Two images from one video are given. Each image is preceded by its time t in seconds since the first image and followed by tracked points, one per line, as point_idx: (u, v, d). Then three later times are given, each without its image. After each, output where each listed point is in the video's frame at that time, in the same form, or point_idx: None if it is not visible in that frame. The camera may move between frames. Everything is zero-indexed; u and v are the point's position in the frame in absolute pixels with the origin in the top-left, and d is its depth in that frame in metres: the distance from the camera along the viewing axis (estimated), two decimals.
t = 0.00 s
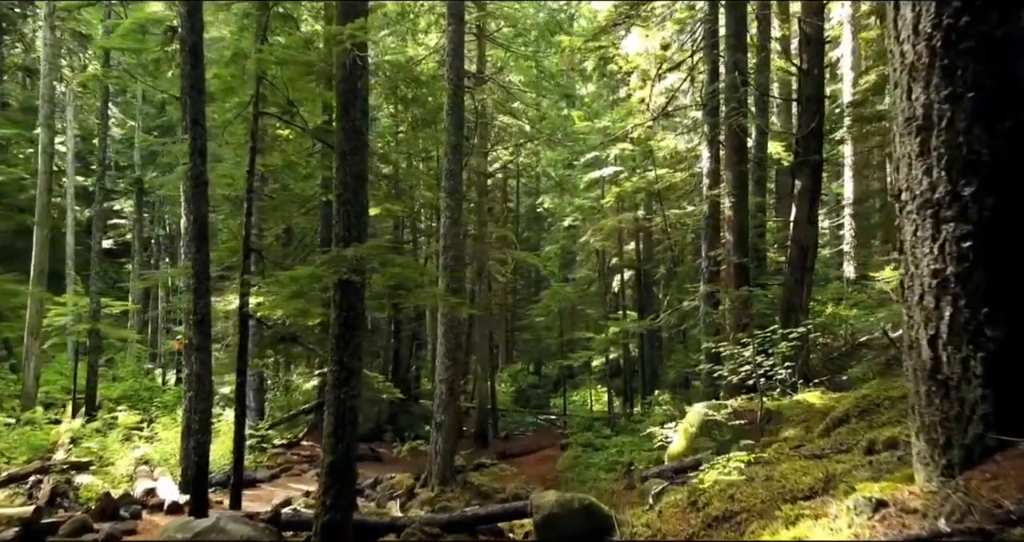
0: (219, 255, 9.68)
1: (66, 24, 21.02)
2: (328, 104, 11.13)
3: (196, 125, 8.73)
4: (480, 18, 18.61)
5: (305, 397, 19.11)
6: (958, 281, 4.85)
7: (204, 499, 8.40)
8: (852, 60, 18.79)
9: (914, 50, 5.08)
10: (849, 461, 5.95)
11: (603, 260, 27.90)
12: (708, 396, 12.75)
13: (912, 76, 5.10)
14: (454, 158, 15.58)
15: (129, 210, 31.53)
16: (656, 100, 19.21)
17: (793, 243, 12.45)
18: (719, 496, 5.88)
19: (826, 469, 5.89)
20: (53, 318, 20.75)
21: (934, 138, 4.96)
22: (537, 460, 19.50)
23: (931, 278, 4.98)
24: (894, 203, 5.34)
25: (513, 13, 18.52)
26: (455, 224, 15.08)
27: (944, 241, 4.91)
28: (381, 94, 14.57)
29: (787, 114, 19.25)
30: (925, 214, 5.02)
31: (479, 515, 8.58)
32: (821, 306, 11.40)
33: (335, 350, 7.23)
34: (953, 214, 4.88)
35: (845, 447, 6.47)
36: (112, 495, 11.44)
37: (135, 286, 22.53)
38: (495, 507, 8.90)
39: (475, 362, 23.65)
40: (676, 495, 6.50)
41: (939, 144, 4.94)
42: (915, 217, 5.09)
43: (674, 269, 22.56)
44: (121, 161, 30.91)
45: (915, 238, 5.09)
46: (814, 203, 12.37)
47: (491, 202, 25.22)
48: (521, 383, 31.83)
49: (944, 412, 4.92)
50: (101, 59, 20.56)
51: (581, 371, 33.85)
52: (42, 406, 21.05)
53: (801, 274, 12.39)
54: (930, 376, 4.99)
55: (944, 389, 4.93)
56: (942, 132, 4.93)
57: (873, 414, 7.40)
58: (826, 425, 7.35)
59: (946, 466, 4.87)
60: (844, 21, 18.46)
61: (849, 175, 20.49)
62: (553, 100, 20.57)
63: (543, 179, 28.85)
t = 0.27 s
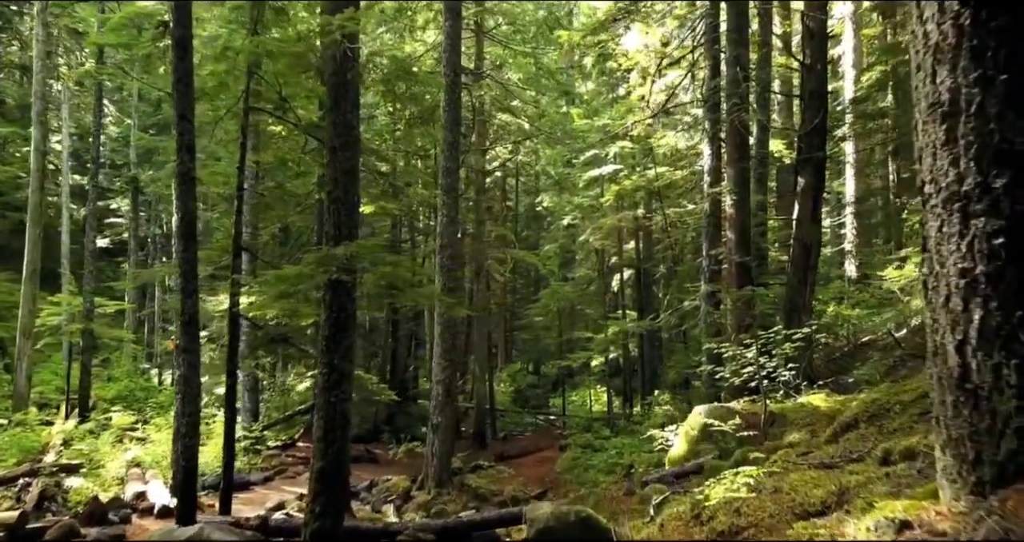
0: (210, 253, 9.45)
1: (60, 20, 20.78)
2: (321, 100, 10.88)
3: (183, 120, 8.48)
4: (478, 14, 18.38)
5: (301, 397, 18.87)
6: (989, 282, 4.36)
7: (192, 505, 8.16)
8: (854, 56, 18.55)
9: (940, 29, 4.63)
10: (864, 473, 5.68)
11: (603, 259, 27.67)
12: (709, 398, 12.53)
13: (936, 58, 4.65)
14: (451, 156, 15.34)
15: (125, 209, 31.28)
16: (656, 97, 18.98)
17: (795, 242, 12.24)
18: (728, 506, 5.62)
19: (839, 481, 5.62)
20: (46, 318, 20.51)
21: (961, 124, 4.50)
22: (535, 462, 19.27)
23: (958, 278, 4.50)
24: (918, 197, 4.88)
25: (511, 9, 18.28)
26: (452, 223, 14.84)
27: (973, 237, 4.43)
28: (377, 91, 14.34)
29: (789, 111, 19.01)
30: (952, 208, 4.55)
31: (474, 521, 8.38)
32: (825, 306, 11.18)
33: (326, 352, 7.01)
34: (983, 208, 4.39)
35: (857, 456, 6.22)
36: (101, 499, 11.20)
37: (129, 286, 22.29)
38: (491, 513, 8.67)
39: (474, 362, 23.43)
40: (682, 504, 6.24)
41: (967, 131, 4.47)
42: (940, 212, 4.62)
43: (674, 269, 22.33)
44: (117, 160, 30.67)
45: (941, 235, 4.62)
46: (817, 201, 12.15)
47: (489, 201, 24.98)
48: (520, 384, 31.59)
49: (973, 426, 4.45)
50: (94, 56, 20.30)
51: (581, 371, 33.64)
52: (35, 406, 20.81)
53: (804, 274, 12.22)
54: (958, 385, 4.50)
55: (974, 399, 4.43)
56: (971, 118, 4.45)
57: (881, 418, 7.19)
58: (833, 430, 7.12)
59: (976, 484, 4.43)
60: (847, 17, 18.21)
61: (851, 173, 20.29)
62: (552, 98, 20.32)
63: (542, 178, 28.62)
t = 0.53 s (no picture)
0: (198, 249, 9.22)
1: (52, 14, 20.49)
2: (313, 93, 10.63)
3: (170, 112, 8.23)
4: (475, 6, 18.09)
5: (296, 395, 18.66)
6: None
7: (179, 507, 7.95)
8: (856, 50, 18.29)
9: (970, 3, 4.36)
10: (880, 483, 5.45)
11: (603, 256, 27.43)
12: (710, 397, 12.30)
13: (967, 33, 4.38)
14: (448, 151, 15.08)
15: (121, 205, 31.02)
16: (657, 91, 18.71)
17: (799, 238, 12.02)
18: (737, 514, 5.39)
19: (853, 491, 5.39)
20: (38, 315, 20.27)
21: (994, 106, 4.25)
22: (534, 460, 19.07)
23: (991, 275, 4.25)
24: (942, 185, 4.63)
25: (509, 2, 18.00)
26: (448, 219, 14.59)
27: (1008, 228, 4.18)
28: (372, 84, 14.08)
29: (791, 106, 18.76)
30: (983, 198, 4.31)
31: (469, 524, 8.19)
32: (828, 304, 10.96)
33: (315, 352, 6.79)
34: (1018, 197, 4.17)
35: (870, 463, 5.98)
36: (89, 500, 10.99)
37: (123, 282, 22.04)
38: (486, 515, 8.45)
39: (472, 359, 23.21)
40: (688, 511, 6.00)
41: (1001, 114, 4.23)
42: (970, 203, 4.39)
43: (674, 266, 22.09)
44: (112, 155, 30.39)
45: (970, 226, 4.37)
46: (821, 196, 11.91)
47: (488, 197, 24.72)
48: (518, 381, 31.35)
49: (1006, 436, 4.23)
50: (87, 49, 20.02)
51: (580, 368, 33.42)
52: (28, 404, 20.59)
53: (807, 271, 12.01)
54: (991, 392, 4.26)
55: (1009, 407, 4.20)
56: (1005, 100, 4.22)
57: (891, 420, 6.97)
58: (842, 433, 6.88)
59: (1011, 501, 4.20)
60: (850, 10, 17.93)
61: (853, 169, 20.05)
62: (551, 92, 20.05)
63: (541, 174, 28.37)
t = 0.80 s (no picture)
0: (187, 240, 9.00)
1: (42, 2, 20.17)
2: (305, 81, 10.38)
3: (156, 100, 7.99)
4: None
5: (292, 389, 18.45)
6: None
7: (165, 506, 7.75)
8: (860, 38, 18.01)
9: None
10: (897, 491, 5.21)
11: (602, 248, 27.21)
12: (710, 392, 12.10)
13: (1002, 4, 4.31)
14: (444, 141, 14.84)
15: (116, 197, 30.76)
16: (657, 81, 18.42)
17: (801, 230, 11.80)
18: (747, 520, 5.14)
19: (868, 499, 5.15)
20: (31, 308, 20.05)
21: None
22: (533, 454, 18.90)
23: None
24: (977, 165, 4.54)
25: None
26: (445, 211, 14.35)
27: None
28: (367, 73, 13.80)
29: (793, 96, 18.49)
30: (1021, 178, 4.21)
31: (463, 523, 8.01)
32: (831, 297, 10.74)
33: (303, 347, 6.57)
34: None
35: (884, 467, 5.75)
36: (78, 496, 10.80)
37: (117, 275, 21.80)
38: (481, 514, 8.25)
39: (470, 352, 23.00)
40: (693, 512, 5.76)
41: None
42: (1005, 188, 4.29)
43: (674, 258, 21.85)
44: (107, 146, 30.09)
45: (1007, 210, 4.28)
46: (824, 187, 11.68)
47: (487, 188, 24.48)
48: (517, 375, 31.17)
49: None
50: (78, 39, 19.70)
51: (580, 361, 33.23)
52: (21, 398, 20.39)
53: (810, 263, 11.79)
54: None
55: None
56: None
57: (901, 418, 6.75)
58: (850, 431, 6.66)
59: None
60: None
61: (855, 160, 19.80)
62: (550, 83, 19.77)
63: (540, 165, 28.10)
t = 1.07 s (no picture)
0: (173, 228, 8.76)
1: None
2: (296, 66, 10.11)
3: (139, 84, 7.74)
4: None
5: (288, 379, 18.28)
6: None
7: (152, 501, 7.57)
8: (863, 23, 17.70)
9: None
10: (915, 495, 4.92)
11: (602, 237, 26.96)
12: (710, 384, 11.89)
13: None
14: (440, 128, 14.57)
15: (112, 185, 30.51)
16: (657, 67, 18.13)
17: (805, 218, 11.56)
18: (751, 518, 4.90)
19: (885, 504, 4.86)
20: (24, 297, 19.86)
21: None
22: (531, 445, 18.75)
23: None
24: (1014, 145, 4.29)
25: None
26: (440, 199, 14.10)
27: None
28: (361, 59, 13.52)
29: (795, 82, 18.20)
30: None
31: (458, 519, 7.82)
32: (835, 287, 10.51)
33: (290, 339, 6.35)
34: None
35: (897, 465, 5.50)
36: (68, 489, 10.62)
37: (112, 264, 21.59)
38: (476, 509, 8.07)
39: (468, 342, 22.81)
40: (694, 508, 5.52)
41: None
42: None
43: (674, 247, 21.61)
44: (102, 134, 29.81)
45: None
46: (828, 175, 11.44)
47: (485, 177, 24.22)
48: (516, 364, 30.99)
49: None
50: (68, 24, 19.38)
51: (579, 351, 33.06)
52: (16, 388, 20.23)
53: (813, 252, 11.57)
54: None
55: None
56: None
57: (911, 414, 6.51)
58: (859, 428, 6.42)
59: None
60: None
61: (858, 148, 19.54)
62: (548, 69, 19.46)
63: (539, 153, 27.81)
